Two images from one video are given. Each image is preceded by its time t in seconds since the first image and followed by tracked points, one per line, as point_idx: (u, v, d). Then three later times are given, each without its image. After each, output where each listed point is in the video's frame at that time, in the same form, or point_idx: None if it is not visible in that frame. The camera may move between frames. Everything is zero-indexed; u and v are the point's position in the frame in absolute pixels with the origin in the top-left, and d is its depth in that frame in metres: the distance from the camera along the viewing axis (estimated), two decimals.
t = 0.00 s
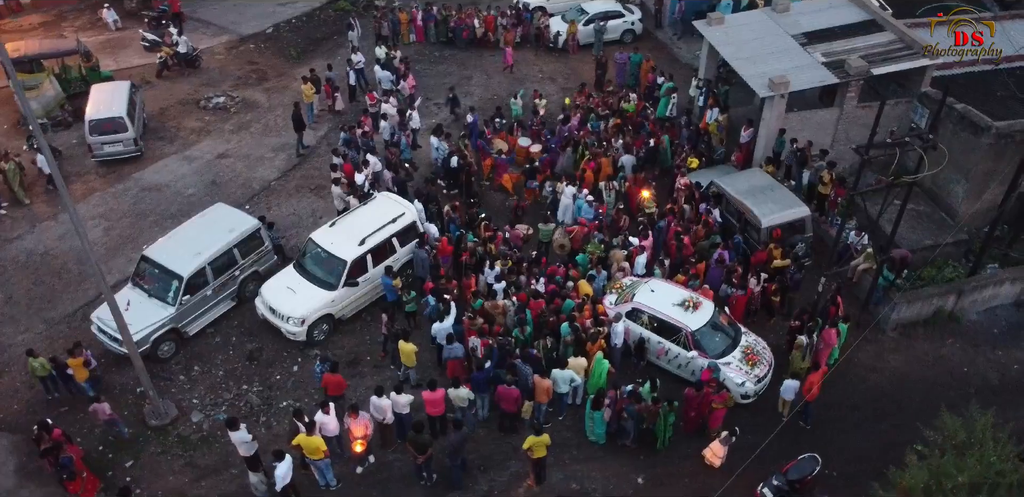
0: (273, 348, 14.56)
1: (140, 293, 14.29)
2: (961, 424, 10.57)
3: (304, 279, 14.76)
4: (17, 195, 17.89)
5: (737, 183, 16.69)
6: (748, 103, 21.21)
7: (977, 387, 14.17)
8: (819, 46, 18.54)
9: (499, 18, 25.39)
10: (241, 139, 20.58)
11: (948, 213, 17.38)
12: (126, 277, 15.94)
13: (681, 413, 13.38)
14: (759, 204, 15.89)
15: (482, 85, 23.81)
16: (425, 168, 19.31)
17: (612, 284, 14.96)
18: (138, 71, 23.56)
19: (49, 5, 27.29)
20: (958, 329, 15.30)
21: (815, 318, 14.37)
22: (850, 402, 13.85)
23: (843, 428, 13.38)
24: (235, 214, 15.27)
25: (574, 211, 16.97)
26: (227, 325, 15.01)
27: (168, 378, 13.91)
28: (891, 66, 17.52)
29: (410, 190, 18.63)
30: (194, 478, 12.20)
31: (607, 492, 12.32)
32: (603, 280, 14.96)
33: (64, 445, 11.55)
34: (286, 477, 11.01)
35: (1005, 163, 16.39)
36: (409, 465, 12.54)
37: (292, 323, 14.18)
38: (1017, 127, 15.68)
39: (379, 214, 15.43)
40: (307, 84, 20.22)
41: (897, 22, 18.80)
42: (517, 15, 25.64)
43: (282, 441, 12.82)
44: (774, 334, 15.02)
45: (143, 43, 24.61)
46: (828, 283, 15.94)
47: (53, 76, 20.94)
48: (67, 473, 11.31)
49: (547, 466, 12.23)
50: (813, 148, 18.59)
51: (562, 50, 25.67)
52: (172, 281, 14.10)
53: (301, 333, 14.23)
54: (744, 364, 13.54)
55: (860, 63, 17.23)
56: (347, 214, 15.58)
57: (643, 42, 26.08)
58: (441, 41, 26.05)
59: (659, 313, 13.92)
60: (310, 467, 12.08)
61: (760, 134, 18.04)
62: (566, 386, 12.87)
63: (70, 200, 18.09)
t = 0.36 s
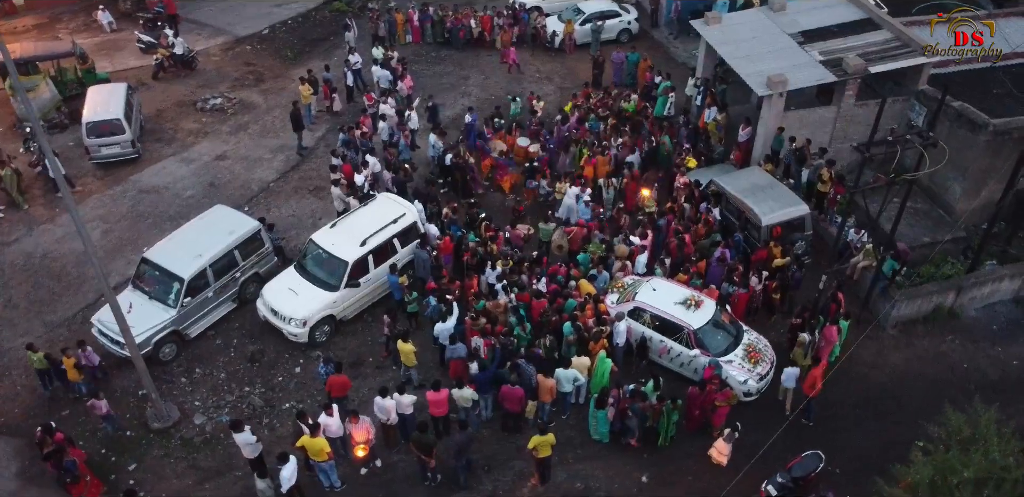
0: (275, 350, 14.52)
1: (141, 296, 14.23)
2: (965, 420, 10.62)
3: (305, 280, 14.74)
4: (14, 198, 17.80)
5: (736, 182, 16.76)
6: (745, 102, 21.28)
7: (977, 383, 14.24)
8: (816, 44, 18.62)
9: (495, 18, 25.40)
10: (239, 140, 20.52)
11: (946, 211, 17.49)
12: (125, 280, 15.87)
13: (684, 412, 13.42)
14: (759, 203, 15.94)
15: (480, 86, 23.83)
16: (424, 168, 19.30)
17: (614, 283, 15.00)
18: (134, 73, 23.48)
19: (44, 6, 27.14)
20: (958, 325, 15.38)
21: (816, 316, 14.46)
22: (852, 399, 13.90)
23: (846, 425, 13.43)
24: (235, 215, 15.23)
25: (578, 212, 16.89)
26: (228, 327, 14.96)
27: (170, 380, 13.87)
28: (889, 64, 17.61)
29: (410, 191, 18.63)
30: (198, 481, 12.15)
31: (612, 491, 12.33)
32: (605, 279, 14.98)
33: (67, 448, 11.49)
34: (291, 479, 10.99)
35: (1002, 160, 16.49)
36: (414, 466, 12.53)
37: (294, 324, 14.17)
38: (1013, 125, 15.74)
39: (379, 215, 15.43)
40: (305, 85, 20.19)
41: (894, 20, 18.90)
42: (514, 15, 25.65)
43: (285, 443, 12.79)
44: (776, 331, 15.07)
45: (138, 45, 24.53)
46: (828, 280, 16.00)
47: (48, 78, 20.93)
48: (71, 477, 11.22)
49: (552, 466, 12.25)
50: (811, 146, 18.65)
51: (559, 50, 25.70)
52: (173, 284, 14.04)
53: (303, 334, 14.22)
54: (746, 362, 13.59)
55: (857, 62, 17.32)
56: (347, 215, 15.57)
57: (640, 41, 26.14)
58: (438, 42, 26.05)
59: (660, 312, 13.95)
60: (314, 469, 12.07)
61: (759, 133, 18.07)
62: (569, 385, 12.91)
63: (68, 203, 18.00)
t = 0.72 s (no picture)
0: (277, 352, 14.50)
1: (142, 298, 14.17)
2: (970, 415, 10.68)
3: (307, 281, 14.71)
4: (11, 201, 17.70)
5: (735, 180, 16.81)
6: (742, 100, 21.35)
7: (977, 378, 14.34)
8: (814, 43, 18.69)
9: (492, 18, 25.41)
10: (236, 142, 20.45)
11: (943, 207, 17.59)
12: (125, 283, 15.79)
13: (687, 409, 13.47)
14: (759, 201, 16.00)
15: (477, 86, 23.84)
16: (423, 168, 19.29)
17: (616, 282, 15.03)
18: (129, 75, 23.38)
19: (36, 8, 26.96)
20: (957, 321, 15.47)
21: (817, 313, 14.53)
22: (854, 395, 13.97)
23: (848, 421, 13.50)
24: (236, 217, 15.18)
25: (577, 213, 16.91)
26: (230, 329, 14.92)
27: (172, 382, 13.82)
28: (886, 61, 17.68)
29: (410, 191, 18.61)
30: (203, 483, 12.13)
31: (617, 489, 12.36)
32: (608, 279, 15.01)
33: (71, 452, 11.46)
34: (297, 480, 10.96)
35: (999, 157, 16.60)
36: (419, 466, 12.53)
37: (296, 326, 14.16)
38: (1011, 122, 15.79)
39: (380, 215, 15.41)
40: (302, 86, 20.15)
41: (890, 18, 19.00)
42: (510, 15, 25.66)
43: (289, 444, 12.76)
44: (777, 329, 15.14)
45: (134, 47, 24.44)
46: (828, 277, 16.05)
47: (44, 81, 20.82)
48: (75, 481, 11.24)
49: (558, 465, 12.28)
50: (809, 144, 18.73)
51: (556, 49, 25.73)
52: (174, 286, 13.99)
53: (306, 336, 14.21)
54: (748, 360, 13.64)
55: (855, 60, 17.40)
56: (348, 216, 15.54)
57: (636, 40, 26.21)
58: (434, 42, 26.04)
59: (663, 310, 13.97)
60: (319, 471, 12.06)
61: (758, 131, 18.14)
62: (573, 384, 12.96)
63: (66, 206, 17.91)
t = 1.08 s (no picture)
0: (284, 357, 14.40)
1: (146, 306, 14.02)
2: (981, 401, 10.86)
3: (313, 285, 14.63)
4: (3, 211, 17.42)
5: (734, 176, 16.94)
6: (735, 97, 21.55)
7: (979, 366, 14.58)
8: (806, 38, 18.90)
9: (482, 18, 25.45)
10: (230, 147, 20.28)
11: (937, 198, 17.87)
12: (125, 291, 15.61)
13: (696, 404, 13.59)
14: (760, 196, 16.15)
15: (469, 86, 23.86)
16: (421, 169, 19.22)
17: (621, 279, 15.10)
18: (117, 81, 23.10)
19: (17, 14, 26.50)
20: (956, 310, 15.71)
21: (820, 305, 14.72)
22: (859, 385, 14.15)
23: (855, 410, 13.68)
24: (238, 222, 15.07)
25: (573, 212, 17.03)
26: (235, 335, 14.80)
27: (179, 390, 13.69)
28: (878, 56, 17.94)
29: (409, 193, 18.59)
30: (217, 491, 12.02)
31: (632, 485, 12.42)
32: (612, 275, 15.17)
33: (84, 463, 11.32)
34: (315, 485, 10.90)
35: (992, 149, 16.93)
36: (434, 468, 12.53)
37: (303, 330, 14.07)
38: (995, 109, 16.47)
39: (384, 217, 15.37)
40: (297, 90, 20.05)
41: (880, 13, 19.28)
42: (500, 15, 25.70)
43: (302, 449, 12.69)
44: (780, 322, 15.31)
45: (120, 52, 24.16)
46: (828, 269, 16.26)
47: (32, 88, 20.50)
48: (90, 492, 11.12)
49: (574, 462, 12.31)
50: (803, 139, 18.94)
51: (546, 49, 25.84)
52: (179, 293, 13.85)
53: (313, 340, 14.13)
54: (757, 353, 13.77)
55: (848, 55, 17.66)
56: (351, 219, 15.49)
57: (626, 39, 26.38)
58: (424, 43, 26.03)
59: (671, 306, 14.08)
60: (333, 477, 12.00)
61: (754, 127, 18.35)
62: (585, 382, 13.01)
63: (60, 215, 17.66)
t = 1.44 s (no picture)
0: (291, 364, 14.27)
1: (149, 318, 13.80)
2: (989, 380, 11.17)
3: (317, 291, 14.55)
4: None
5: (729, 169, 17.18)
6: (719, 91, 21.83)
7: (975, 347, 14.96)
8: (791, 32, 19.19)
9: (463, 19, 25.47)
10: (218, 155, 20.02)
11: (923, 185, 18.26)
12: (123, 303, 15.34)
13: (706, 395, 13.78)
14: (755, 188, 16.38)
15: (455, 87, 23.88)
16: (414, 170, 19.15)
17: (625, 274, 15.16)
18: (96, 91, 22.66)
19: None
20: (948, 293, 16.11)
21: (821, 293, 15.00)
22: (862, 370, 14.44)
23: (860, 395, 13.96)
24: (238, 230, 14.89)
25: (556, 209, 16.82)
26: (240, 344, 14.63)
27: (187, 402, 13.50)
28: (863, 47, 18.29)
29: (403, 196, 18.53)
30: None
31: (650, 478, 12.53)
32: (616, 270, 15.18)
33: (101, 480, 11.13)
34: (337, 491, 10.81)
35: (975, 135, 17.30)
36: (453, 468, 12.53)
37: (311, 337, 14.00)
38: (982, 99, 16.68)
39: (385, 221, 15.32)
40: (284, 95, 19.89)
41: (860, 6, 19.64)
42: (481, 15, 25.74)
43: (318, 456, 12.60)
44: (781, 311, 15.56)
45: (97, 62, 23.71)
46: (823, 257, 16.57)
47: (10, 101, 20.03)
48: None
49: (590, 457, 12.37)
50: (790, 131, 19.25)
51: (528, 48, 25.97)
52: (183, 303, 13.65)
53: (321, 346, 14.05)
54: (763, 342, 13.97)
55: (834, 47, 17.91)
56: (352, 223, 15.42)
57: (606, 36, 26.64)
58: (406, 45, 25.96)
59: (677, 299, 14.22)
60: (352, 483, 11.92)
61: (744, 121, 18.58)
62: (598, 377, 13.06)
63: (48, 229, 17.28)
